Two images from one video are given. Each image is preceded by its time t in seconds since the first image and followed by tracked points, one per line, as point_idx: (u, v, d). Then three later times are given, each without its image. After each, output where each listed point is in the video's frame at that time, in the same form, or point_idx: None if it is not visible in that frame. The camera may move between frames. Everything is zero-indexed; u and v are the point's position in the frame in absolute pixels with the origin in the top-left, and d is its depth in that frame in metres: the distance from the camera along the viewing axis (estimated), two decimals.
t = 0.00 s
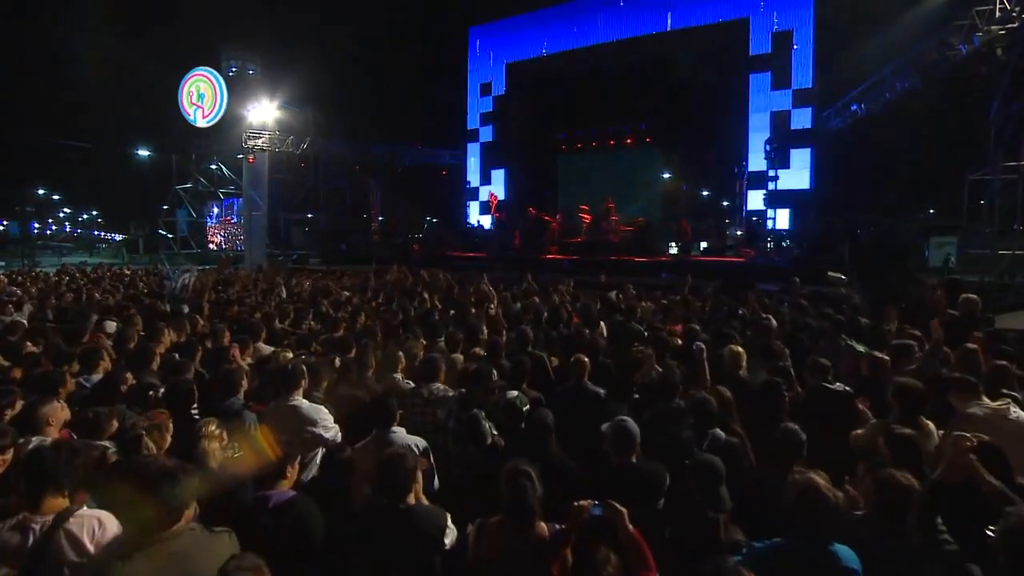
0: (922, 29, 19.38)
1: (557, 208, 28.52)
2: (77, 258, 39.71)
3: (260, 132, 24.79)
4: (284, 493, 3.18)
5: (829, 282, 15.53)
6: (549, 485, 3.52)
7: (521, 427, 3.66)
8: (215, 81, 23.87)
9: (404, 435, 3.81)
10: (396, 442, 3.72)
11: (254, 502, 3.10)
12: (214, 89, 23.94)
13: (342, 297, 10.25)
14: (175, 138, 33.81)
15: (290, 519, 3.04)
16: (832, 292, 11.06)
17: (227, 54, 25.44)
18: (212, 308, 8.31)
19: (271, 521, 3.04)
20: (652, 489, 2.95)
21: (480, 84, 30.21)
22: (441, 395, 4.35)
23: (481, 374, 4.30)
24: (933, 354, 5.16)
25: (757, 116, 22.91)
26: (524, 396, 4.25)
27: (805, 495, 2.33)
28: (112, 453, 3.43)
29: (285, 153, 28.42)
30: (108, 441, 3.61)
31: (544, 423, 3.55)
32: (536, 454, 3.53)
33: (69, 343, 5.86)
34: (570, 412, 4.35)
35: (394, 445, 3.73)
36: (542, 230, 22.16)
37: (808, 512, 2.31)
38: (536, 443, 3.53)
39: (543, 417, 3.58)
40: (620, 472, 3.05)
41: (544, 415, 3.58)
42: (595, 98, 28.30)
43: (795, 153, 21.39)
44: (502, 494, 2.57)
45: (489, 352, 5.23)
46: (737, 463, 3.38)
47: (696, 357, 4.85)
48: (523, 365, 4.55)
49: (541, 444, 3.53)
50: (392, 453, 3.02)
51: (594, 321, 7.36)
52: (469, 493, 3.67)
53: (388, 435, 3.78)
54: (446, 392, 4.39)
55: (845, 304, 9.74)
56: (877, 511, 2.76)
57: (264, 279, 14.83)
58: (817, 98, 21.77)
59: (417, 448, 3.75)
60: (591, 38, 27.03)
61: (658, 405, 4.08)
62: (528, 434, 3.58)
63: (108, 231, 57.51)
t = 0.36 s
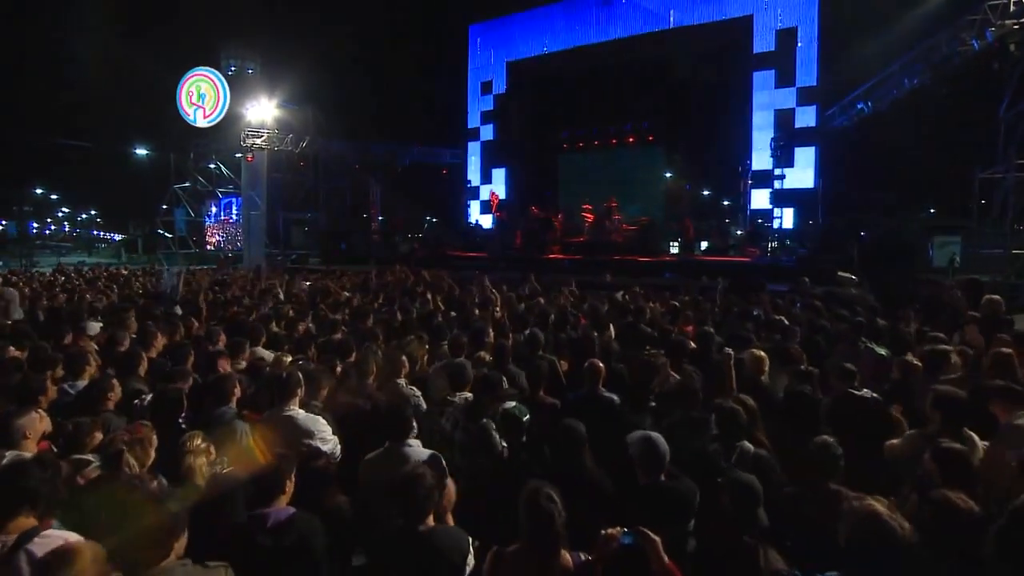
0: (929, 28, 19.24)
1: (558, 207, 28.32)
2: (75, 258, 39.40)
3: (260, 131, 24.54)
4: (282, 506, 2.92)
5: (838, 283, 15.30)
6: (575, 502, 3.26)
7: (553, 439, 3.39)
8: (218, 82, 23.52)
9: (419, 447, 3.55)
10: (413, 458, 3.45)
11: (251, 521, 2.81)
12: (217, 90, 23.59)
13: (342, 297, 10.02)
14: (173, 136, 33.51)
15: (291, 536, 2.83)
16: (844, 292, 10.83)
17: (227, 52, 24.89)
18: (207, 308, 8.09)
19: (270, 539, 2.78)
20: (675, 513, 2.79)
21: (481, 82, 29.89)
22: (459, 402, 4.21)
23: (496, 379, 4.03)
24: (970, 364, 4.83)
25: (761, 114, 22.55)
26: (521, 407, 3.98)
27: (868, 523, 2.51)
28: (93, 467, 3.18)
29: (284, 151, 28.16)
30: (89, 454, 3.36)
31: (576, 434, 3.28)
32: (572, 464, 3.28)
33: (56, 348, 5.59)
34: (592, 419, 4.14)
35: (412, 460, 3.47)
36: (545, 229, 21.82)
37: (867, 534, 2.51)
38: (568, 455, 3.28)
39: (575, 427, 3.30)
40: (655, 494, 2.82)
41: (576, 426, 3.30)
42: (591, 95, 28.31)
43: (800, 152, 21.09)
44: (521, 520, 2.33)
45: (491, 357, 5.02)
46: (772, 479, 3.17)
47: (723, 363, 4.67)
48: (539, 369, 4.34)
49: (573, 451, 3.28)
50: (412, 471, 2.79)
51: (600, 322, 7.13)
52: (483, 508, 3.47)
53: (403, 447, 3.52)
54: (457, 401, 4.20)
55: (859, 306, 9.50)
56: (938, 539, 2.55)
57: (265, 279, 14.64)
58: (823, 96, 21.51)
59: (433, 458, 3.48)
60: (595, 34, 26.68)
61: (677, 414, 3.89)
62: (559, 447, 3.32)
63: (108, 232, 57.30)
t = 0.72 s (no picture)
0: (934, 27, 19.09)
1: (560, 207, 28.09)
2: (74, 258, 39.09)
3: (259, 129, 24.18)
4: (309, 530, 2.75)
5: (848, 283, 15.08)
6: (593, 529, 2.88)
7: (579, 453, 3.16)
8: (219, 81, 23.15)
9: (430, 463, 3.28)
10: (419, 472, 3.21)
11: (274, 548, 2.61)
12: (218, 89, 23.24)
13: (343, 298, 9.81)
14: (172, 136, 33.24)
15: (322, 561, 2.67)
16: (856, 293, 10.57)
17: (226, 51, 24.67)
18: (204, 308, 7.88)
19: (300, 566, 2.60)
20: (712, 534, 2.71)
21: (481, 81, 29.59)
22: (463, 413, 3.95)
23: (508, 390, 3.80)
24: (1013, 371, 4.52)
25: (765, 112, 22.17)
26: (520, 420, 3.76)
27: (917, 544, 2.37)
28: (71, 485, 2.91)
29: (284, 150, 27.90)
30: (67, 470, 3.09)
31: (606, 447, 3.04)
32: (594, 484, 3.04)
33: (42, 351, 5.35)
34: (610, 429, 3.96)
35: (415, 475, 3.21)
36: (547, 229, 21.52)
37: (896, 557, 2.40)
38: (591, 473, 3.04)
39: (602, 441, 3.06)
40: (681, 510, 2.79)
41: (605, 439, 3.06)
42: (587, 94, 28.71)
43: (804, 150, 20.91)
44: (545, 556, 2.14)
45: (499, 361, 4.83)
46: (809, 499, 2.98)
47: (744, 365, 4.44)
48: (552, 374, 4.16)
49: (603, 465, 3.03)
50: (409, 491, 2.52)
51: (609, 324, 6.88)
52: (494, 532, 3.22)
53: (410, 460, 3.26)
54: (464, 411, 3.97)
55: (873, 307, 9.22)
56: (1017, 574, 2.28)
57: (266, 279, 14.44)
58: (827, 94, 21.29)
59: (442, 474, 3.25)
60: (599, 30, 26.08)
61: (699, 425, 3.66)
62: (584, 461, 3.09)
63: (109, 231, 57.11)
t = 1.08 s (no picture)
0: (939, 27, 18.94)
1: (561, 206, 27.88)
2: (72, 258, 38.90)
3: (258, 128, 23.96)
4: (326, 553, 2.48)
5: (856, 283, 14.86)
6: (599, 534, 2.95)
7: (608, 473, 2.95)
8: (220, 82, 22.93)
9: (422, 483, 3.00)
10: (409, 492, 2.94)
11: None
12: (219, 90, 23.01)
13: (342, 300, 9.61)
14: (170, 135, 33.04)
15: None
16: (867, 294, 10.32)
17: (226, 50, 24.68)
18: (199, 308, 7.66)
19: None
20: (742, 564, 2.59)
21: (481, 80, 29.34)
22: (463, 427, 3.71)
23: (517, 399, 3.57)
24: None
25: (769, 111, 21.80)
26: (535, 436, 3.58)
27: (959, 567, 2.40)
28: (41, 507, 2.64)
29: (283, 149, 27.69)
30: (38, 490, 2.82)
31: (638, 467, 2.81)
32: (623, 507, 2.81)
33: (25, 357, 5.10)
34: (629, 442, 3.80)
35: (406, 498, 2.94)
36: (549, 228, 21.24)
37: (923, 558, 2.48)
38: (618, 492, 2.82)
39: (633, 458, 2.83)
40: (713, 540, 2.65)
41: (635, 456, 2.84)
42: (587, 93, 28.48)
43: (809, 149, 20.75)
44: None
45: (509, 367, 4.64)
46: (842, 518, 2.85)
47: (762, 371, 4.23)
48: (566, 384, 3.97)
49: (634, 485, 2.78)
50: (395, 521, 2.29)
51: (616, 326, 6.59)
52: (503, 557, 3.04)
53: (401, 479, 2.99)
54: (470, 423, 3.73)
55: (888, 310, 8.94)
56: None
57: (264, 280, 14.24)
58: (832, 93, 21.01)
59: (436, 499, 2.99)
60: (601, 28, 25.93)
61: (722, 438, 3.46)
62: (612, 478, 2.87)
63: (107, 230, 56.79)
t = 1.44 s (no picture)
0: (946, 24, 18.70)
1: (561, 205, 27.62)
2: (70, 258, 38.63)
3: (255, 127, 23.77)
4: None
5: (865, 284, 14.58)
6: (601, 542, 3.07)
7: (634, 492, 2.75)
8: (221, 82, 22.68)
9: (418, 506, 2.75)
10: (408, 518, 2.69)
11: None
12: (221, 91, 22.76)
13: (340, 302, 9.33)
14: (167, 134, 32.76)
15: None
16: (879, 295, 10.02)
17: (224, 49, 24.34)
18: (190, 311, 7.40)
19: None
20: None
21: (481, 78, 28.93)
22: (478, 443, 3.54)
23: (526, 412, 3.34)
24: None
25: (771, 108, 21.78)
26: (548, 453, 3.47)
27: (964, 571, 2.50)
28: None
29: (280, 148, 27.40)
30: None
31: (669, 488, 2.59)
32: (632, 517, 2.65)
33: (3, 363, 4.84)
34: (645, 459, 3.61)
35: (408, 522, 2.69)
36: (550, 228, 20.94)
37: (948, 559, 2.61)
38: (646, 517, 2.59)
39: (661, 478, 2.63)
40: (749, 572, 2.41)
41: (664, 476, 2.62)
42: (591, 93, 28.14)
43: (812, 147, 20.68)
44: None
45: (516, 375, 4.44)
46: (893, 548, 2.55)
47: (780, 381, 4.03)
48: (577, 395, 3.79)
49: (664, 510, 2.56)
50: (388, 562, 2.00)
51: (624, 329, 6.33)
52: None
53: (397, 504, 2.73)
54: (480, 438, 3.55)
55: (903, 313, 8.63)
56: None
57: (262, 281, 13.96)
58: (836, 91, 20.93)
59: (437, 524, 2.74)
60: (602, 26, 25.33)
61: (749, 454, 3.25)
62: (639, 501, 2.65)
63: (106, 231, 56.43)
